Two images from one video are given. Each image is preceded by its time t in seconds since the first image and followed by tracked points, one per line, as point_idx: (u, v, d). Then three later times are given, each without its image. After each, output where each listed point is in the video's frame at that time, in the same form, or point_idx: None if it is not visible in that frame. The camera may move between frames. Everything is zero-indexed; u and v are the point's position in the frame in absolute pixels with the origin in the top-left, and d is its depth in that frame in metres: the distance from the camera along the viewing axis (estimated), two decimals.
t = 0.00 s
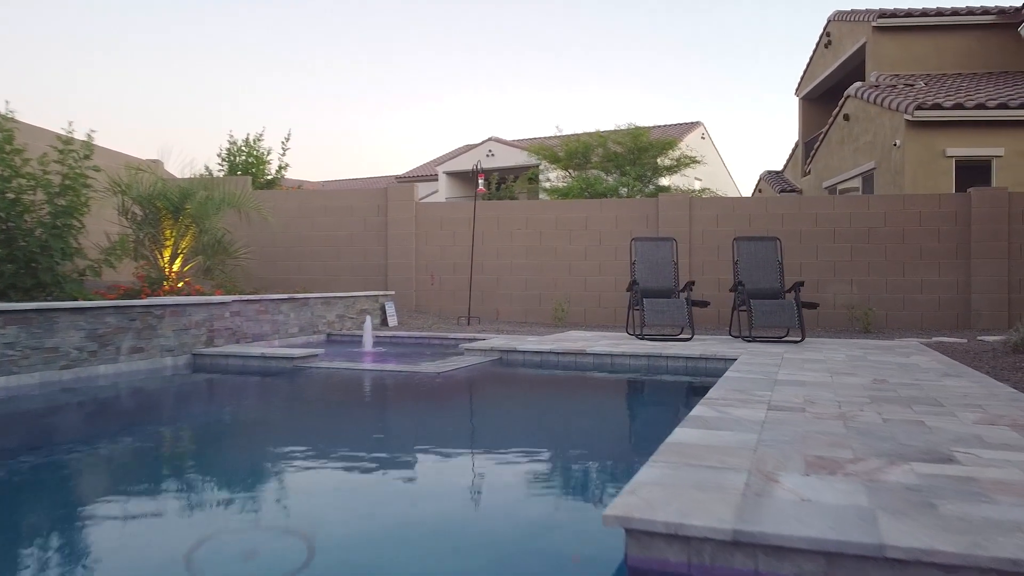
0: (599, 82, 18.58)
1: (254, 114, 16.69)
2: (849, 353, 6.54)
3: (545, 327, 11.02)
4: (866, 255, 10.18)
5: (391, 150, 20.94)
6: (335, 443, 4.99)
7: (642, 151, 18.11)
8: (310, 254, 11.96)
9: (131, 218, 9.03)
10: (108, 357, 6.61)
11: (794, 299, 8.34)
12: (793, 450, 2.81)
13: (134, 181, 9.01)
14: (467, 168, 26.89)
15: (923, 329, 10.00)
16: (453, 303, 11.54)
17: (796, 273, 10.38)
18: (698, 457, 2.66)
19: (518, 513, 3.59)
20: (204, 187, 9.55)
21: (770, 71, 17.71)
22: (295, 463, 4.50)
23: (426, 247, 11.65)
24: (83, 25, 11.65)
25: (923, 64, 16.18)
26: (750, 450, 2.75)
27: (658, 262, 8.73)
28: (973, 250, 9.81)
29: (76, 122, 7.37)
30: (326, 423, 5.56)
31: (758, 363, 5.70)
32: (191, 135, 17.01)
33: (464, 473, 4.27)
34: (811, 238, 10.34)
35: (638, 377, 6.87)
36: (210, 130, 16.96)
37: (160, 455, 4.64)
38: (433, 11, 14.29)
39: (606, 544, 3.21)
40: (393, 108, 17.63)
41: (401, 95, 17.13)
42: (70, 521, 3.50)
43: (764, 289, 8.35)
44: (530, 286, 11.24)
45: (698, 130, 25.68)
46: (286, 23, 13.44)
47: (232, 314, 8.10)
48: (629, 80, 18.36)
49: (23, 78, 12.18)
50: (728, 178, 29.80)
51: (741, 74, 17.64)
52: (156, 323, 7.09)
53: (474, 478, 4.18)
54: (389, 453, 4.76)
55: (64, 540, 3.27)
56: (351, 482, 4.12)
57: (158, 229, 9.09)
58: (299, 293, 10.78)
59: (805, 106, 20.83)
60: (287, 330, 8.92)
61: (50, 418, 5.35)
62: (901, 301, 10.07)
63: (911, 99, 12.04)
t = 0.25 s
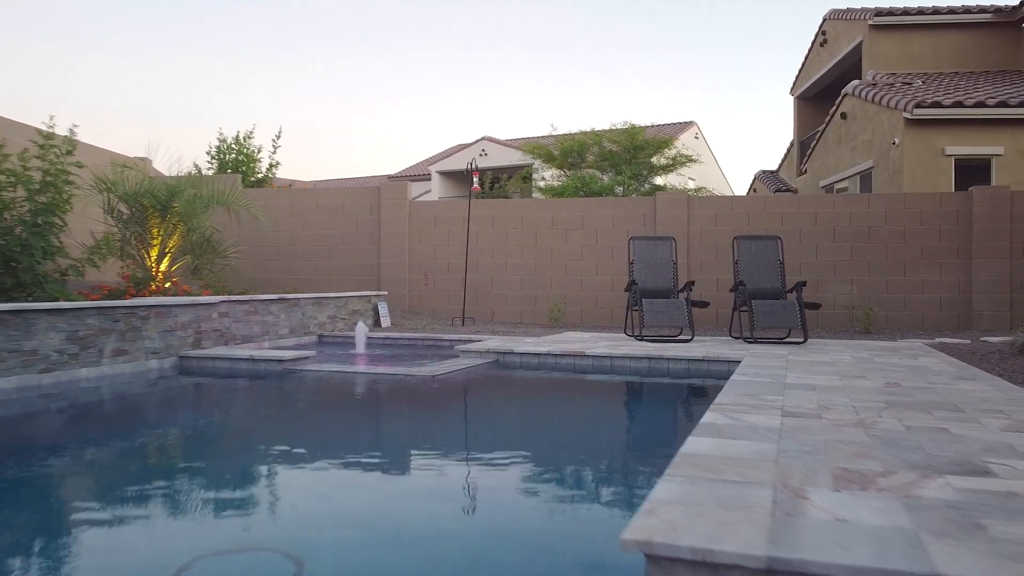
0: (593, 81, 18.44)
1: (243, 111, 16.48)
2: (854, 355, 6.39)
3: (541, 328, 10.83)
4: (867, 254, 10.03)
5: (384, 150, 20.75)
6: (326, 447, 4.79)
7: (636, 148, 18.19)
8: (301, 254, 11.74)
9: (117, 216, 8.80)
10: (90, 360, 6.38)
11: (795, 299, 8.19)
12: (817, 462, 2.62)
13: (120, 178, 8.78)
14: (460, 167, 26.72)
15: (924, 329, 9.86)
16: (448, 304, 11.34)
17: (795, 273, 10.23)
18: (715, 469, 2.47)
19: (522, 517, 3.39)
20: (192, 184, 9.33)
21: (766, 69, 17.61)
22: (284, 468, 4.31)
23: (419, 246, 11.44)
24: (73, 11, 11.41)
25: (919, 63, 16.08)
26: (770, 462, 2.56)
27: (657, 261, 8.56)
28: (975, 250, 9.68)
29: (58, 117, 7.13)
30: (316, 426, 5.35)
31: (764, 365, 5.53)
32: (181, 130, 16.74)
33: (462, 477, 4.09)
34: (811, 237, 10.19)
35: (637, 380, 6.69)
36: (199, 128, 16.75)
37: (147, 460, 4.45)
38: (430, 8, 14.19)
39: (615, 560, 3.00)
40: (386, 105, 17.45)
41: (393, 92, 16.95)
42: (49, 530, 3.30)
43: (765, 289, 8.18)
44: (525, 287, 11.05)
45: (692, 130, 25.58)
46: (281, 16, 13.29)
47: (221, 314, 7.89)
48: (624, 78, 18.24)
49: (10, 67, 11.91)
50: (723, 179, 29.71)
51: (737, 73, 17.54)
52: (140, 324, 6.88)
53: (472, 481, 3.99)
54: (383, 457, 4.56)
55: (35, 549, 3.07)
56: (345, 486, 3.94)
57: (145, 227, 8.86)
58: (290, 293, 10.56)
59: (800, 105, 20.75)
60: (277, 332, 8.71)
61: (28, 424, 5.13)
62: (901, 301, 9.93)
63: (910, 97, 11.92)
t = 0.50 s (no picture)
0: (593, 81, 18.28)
1: (239, 109, 16.27)
2: (865, 356, 6.22)
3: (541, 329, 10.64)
4: (872, 253, 9.86)
5: (380, 149, 20.55)
6: (322, 451, 4.60)
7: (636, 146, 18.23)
8: (296, 253, 11.53)
9: (107, 214, 8.60)
10: (76, 362, 6.18)
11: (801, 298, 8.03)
12: (848, 474, 2.44)
13: (111, 175, 8.58)
14: (458, 167, 26.52)
15: (931, 330, 9.70)
16: (446, 304, 11.15)
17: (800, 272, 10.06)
18: (741, 481, 2.29)
19: (530, 522, 3.22)
20: (185, 182, 9.14)
21: (766, 67, 17.46)
22: (277, 472, 4.12)
23: (417, 245, 11.25)
24: (66, 6, 11.19)
25: (921, 61, 15.93)
26: (799, 474, 2.38)
27: (660, 259, 8.41)
28: (982, 249, 9.52)
29: (44, 110, 6.93)
30: (310, 430, 5.16)
31: (774, 367, 5.36)
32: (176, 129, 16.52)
33: (464, 480, 3.91)
34: (815, 236, 10.02)
35: (640, 381, 6.51)
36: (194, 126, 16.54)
37: (137, 464, 4.27)
38: (430, 7, 14.01)
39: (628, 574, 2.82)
40: (383, 105, 17.26)
41: (390, 92, 16.76)
42: (36, 534, 3.13)
43: (771, 289, 8.01)
44: (524, 286, 10.86)
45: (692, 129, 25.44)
46: (281, 16, 13.10)
47: (213, 315, 7.69)
48: (624, 78, 18.08)
49: (2, 64, 11.71)
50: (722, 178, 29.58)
51: (737, 72, 17.39)
52: (129, 325, 6.68)
53: (476, 485, 3.82)
54: (381, 461, 4.37)
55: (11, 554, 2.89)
56: (344, 489, 3.77)
57: (136, 225, 8.66)
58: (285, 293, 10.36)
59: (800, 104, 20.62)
60: (272, 332, 8.52)
61: (10, 428, 4.93)
62: (907, 301, 9.77)
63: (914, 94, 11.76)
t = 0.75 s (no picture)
0: (595, 79, 18.06)
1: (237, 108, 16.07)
2: (880, 358, 6.03)
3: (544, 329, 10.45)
4: (881, 252, 9.67)
5: (381, 148, 20.32)
6: (319, 455, 4.41)
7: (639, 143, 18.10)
8: (295, 252, 11.34)
9: (101, 212, 8.42)
10: (65, 364, 5.99)
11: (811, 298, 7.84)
12: (888, 489, 2.25)
13: (105, 173, 8.40)
14: (459, 166, 26.30)
15: (942, 330, 9.50)
16: (448, 304, 10.95)
17: (808, 271, 9.86)
18: (775, 498, 2.10)
19: (539, 527, 3.04)
20: (181, 179, 8.95)
21: (770, 65, 17.28)
22: (271, 476, 3.93)
23: (418, 245, 11.06)
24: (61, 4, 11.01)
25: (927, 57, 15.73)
26: (837, 489, 2.19)
27: (665, 257, 8.23)
28: (994, 248, 9.33)
29: (32, 104, 6.74)
30: (308, 434, 4.97)
31: (788, 370, 5.17)
32: (175, 128, 16.37)
33: (467, 483, 3.72)
34: (824, 235, 9.83)
35: (648, 384, 6.32)
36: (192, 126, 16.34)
37: (126, 468, 4.09)
38: (430, 4, 13.82)
39: None
40: (384, 104, 17.05)
41: (391, 90, 16.55)
42: (23, 538, 2.97)
43: (780, 289, 7.82)
44: (527, 286, 10.67)
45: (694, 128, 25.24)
46: (280, 14, 12.94)
47: (209, 315, 7.50)
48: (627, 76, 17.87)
49: None
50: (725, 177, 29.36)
51: (741, 70, 17.20)
52: (120, 326, 6.49)
53: (480, 488, 3.63)
54: (381, 464, 4.18)
55: None
56: (344, 492, 3.60)
57: (130, 224, 8.48)
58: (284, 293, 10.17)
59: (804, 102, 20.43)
60: (270, 333, 8.33)
61: None
62: (918, 301, 9.57)
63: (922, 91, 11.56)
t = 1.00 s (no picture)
0: (598, 76, 17.89)
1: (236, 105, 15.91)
2: (896, 359, 5.85)
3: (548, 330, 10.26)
4: (891, 250, 9.48)
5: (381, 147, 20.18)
6: (316, 460, 4.22)
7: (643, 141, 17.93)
8: (294, 251, 11.16)
9: (94, 210, 8.24)
10: (53, 367, 5.80)
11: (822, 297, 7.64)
12: (937, 508, 2.06)
13: (99, 170, 8.22)
14: (460, 165, 26.13)
15: (953, 331, 9.31)
16: (449, 304, 10.76)
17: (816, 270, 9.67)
18: (815, 518, 1.92)
19: (548, 535, 2.85)
20: (177, 176, 8.77)
21: (774, 63, 17.09)
22: (265, 480, 3.74)
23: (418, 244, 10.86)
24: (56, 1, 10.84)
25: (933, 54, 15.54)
26: (882, 507, 2.00)
27: (672, 256, 8.04)
28: (1006, 247, 9.14)
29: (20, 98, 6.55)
30: (306, 438, 4.78)
31: (803, 372, 4.99)
32: (173, 127, 16.21)
33: (469, 487, 3.53)
34: (832, 233, 9.64)
35: (656, 386, 6.13)
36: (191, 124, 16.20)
37: (112, 474, 3.91)
38: None
39: None
40: (384, 101, 16.89)
41: (392, 88, 16.39)
42: (7, 546, 2.80)
43: (791, 288, 7.63)
44: (530, 286, 10.48)
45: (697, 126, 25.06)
46: (279, 12, 12.80)
47: (204, 316, 7.31)
48: (629, 74, 17.71)
49: None
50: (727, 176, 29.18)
51: (745, 67, 17.02)
52: (112, 328, 6.30)
53: (483, 491, 3.45)
54: (381, 468, 3.98)
55: None
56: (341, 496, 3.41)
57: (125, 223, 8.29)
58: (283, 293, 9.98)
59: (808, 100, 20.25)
60: (267, 334, 8.15)
61: None
62: (929, 301, 9.38)
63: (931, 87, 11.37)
